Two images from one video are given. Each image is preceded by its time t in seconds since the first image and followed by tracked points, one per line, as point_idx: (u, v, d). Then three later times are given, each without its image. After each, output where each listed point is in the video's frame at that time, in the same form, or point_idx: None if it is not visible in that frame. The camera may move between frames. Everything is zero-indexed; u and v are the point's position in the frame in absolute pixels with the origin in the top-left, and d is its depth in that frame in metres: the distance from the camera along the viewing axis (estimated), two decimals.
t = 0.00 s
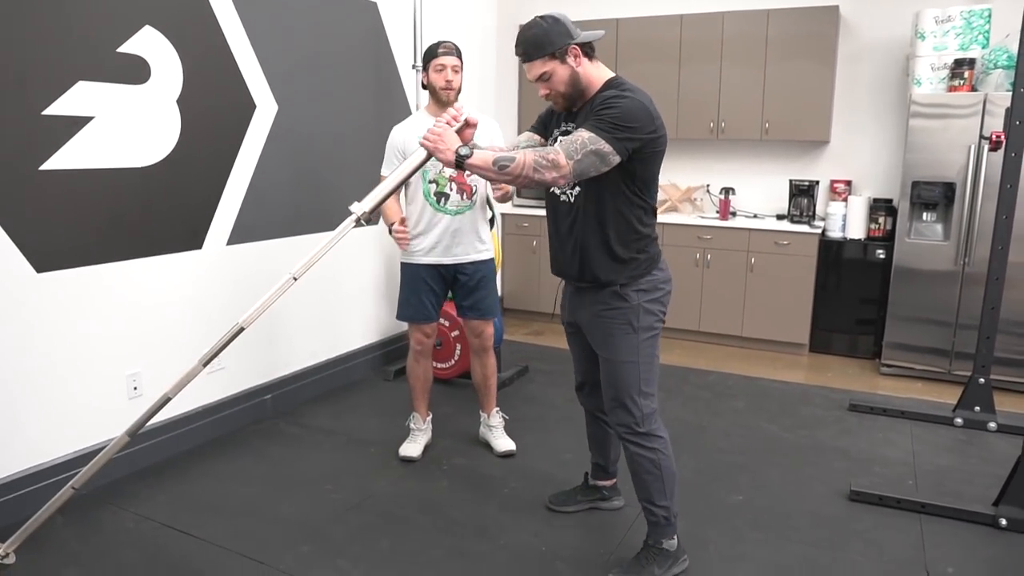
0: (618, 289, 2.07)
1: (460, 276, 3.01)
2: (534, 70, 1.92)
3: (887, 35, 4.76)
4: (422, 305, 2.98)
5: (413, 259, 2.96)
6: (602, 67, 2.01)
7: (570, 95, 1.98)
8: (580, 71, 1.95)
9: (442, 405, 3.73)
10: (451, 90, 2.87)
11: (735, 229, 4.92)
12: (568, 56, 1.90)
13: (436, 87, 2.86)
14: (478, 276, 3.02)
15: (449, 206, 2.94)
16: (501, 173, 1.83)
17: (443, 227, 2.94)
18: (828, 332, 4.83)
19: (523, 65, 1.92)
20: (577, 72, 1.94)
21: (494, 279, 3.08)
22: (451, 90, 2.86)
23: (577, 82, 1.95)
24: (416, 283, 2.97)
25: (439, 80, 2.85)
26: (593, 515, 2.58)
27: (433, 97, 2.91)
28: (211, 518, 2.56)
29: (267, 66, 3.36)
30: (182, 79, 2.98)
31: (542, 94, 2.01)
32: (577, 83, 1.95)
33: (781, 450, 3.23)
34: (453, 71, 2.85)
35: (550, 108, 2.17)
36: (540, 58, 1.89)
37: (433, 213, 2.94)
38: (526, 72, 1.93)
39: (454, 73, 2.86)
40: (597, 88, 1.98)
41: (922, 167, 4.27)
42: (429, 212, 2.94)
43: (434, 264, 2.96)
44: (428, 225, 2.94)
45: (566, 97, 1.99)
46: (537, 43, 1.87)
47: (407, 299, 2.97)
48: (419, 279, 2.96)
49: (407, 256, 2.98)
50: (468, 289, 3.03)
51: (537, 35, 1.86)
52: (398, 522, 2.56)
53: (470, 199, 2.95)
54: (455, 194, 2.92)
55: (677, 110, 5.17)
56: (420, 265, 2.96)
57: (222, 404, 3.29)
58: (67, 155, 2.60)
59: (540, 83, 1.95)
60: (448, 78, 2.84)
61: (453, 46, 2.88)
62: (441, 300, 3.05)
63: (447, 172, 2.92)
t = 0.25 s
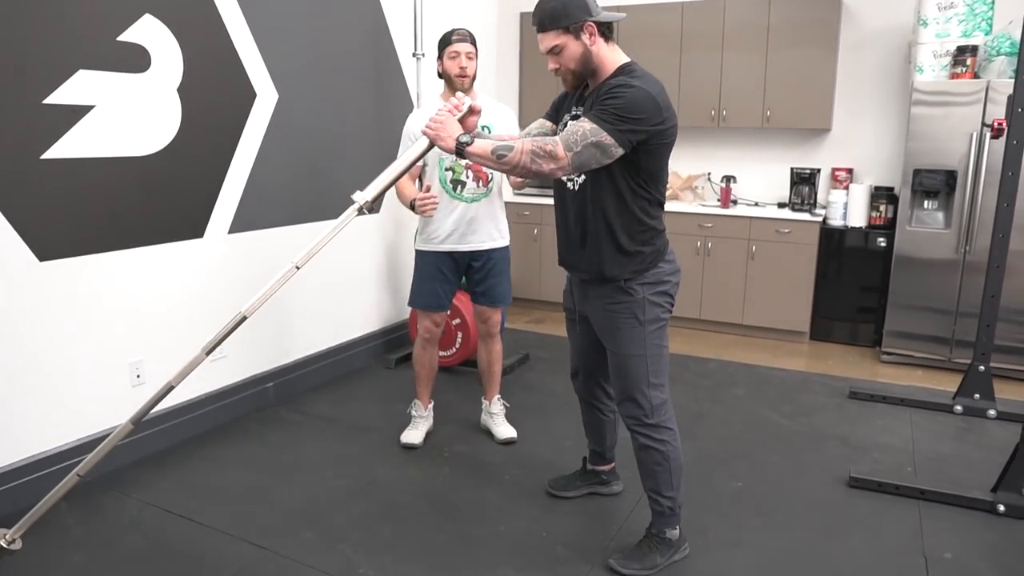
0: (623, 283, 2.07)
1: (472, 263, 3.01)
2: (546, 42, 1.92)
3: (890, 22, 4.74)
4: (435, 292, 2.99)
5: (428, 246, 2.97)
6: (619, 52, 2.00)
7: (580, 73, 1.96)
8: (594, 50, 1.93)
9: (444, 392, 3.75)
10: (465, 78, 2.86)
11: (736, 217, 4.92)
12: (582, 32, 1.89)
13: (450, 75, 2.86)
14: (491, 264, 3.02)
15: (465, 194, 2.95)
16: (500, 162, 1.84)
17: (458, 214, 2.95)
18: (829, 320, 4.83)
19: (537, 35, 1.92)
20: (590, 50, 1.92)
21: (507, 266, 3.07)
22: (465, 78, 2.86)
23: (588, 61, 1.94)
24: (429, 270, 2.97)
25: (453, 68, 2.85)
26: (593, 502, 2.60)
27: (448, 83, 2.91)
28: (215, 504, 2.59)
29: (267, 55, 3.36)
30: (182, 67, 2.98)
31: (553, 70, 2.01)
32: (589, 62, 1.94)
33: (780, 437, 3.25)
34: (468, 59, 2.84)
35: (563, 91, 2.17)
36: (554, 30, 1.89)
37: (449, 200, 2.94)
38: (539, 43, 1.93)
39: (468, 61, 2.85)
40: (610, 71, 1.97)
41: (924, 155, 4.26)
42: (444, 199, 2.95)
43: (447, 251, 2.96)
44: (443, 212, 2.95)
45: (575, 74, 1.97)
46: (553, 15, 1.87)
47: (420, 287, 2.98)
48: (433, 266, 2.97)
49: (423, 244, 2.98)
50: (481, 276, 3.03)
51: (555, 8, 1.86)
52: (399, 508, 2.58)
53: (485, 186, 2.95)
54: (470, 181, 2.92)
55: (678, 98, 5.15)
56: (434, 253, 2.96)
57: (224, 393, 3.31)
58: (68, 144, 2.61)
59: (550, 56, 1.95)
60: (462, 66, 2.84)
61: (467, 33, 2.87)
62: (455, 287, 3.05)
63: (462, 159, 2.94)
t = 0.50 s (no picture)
0: (615, 272, 2.08)
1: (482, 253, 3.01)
2: (541, 17, 1.91)
3: (891, 11, 4.72)
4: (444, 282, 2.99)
5: (435, 235, 2.98)
6: (607, 47, 2.03)
7: (566, 57, 1.96)
8: (584, 37, 1.95)
9: (443, 382, 3.76)
10: (477, 67, 2.82)
11: (736, 208, 4.92)
12: (577, 16, 1.91)
13: (461, 65, 2.82)
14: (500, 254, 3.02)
15: (475, 184, 2.94)
16: (496, 161, 1.82)
17: (467, 204, 2.95)
18: (828, 311, 4.84)
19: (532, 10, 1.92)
20: (581, 35, 1.94)
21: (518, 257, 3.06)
22: (476, 67, 2.82)
23: (577, 46, 1.95)
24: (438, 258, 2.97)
25: (464, 58, 2.81)
26: (592, 491, 2.62)
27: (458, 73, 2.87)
28: (216, 493, 2.60)
29: (266, 44, 3.35)
30: (181, 57, 2.97)
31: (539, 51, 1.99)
32: (576, 48, 1.95)
33: (779, 427, 3.26)
34: (478, 48, 2.81)
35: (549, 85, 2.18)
36: (552, 6, 1.89)
37: (458, 191, 2.94)
38: (533, 18, 1.92)
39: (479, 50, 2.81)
40: (595, 62, 2.00)
41: (924, 145, 4.26)
42: (454, 190, 2.95)
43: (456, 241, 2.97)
44: (451, 202, 2.95)
45: (562, 59, 1.97)
46: None
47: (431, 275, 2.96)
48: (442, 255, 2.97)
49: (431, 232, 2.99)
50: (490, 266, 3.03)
51: None
52: (399, 497, 2.60)
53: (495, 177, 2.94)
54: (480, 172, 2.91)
55: (678, 88, 5.14)
56: (441, 242, 2.97)
57: (224, 383, 3.32)
58: (67, 135, 2.61)
59: (540, 33, 1.94)
60: (472, 56, 2.80)
61: (477, 23, 2.84)
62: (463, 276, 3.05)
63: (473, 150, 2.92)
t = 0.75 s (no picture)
0: (614, 279, 2.08)
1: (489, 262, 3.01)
2: (543, 23, 1.93)
3: (900, 20, 4.71)
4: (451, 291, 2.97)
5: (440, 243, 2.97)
6: (608, 59, 2.03)
7: (566, 65, 1.97)
8: (585, 47, 1.96)
9: (451, 391, 3.76)
10: (482, 78, 2.86)
11: (746, 217, 4.90)
12: (578, 25, 1.93)
13: (467, 75, 2.87)
14: (507, 263, 3.02)
15: (481, 192, 2.96)
16: (497, 167, 1.83)
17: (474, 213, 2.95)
18: (839, 321, 4.81)
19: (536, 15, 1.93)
20: (581, 45, 1.95)
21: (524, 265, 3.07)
22: (481, 77, 2.86)
23: (577, 55, 1.96)
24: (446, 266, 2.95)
25: (470, 68, 2.86)
26: (599, 502, 2.60)
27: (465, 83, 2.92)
28: (223, 501, 2.61)
29: (276, 55, 3.38)
30: (192, 67, 3.00)
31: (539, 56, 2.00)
32: (577, 57, 1.96)
33: (788, 438, 3.23)
34: (483, 59, 2.85)
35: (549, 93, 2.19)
36: (555, 13, 1.90)
37: (465, 199, 2.96)
38: (535, 23, 1.94)
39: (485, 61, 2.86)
40: (594, 74, 2.00)
41: (935, 154, 4.23)
42: (461, 198, 2.96)
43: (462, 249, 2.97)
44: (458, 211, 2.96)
45: (561, 66, 1.98)
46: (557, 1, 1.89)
47: (438, 284, 2.93)
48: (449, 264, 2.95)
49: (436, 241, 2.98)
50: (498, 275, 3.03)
51: None
52: (405, 506, 2.59)
53: (500, 184, 2.95)
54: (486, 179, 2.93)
55: (687, 97, 5.14)
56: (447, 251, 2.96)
57: (233, 392, 3.33)
58: (80, 144, 2.64)
59: (541, 40, 1.95)
60: (477, 65, 2.85)
61: (482, 36, 2.92)
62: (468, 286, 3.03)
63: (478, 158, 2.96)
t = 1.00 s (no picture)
0: (634, 285, 2.07)
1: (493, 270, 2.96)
2: (574, 18, 1.93)
3: (935, 20, 4.61)
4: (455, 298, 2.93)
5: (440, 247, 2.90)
6: (636, 60, 2.02)
7: (593, 61, 1.96)
8: (614, 45, 1.95)
9: (471, 390, 3.77)
10: (484, 80, 2.83)
11: (772, 219, 4.84)
12: (609, 22, 1.92)
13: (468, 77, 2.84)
14: (511, 269, 2.97)
15: (479, 193, 2.88)
16: (517, 164, 1.85)
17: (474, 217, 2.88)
18: (867, 326, 4.73)
19: (567, 9, 1.93)
20: (610, 43, 1.94)
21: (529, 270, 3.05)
22: (484, 80, 2.83)
23: (606, 53, 1.95)
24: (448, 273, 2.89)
25: (472, 70, 2.82)
26: (615, 504, 2.60)
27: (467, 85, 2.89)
28: (243, 495, 2.65)
29: (302, 55, 3.41)
30: (220, 67, 3.05)
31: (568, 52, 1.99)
32: (605, 55, 1.95)
33: (810, 444, 3.19)
34: (487, 62, 2.82)
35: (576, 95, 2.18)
36: (586, 9, 1.90)
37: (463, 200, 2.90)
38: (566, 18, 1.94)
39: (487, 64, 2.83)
40: (621, 73, 1.99)
41: (968, 157, 4.14)
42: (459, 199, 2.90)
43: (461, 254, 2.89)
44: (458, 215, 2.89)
45: (588, 63, 1.97)
46: None
47: (436, 292, 2.88)
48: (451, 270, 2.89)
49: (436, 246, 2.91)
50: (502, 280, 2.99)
51: None
52: (422, 504, 2.61)
53: (499, 183, 2.88)
54: (484, 180, 2.86)
55: (714, 98, 5.09)
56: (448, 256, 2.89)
57: (250, 389, 3.36)
58: (109, 142, 2.70)
59: (570, 34, 1.95)
60: (481, 68, 2.81)
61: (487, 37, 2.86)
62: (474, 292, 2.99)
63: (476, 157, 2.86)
